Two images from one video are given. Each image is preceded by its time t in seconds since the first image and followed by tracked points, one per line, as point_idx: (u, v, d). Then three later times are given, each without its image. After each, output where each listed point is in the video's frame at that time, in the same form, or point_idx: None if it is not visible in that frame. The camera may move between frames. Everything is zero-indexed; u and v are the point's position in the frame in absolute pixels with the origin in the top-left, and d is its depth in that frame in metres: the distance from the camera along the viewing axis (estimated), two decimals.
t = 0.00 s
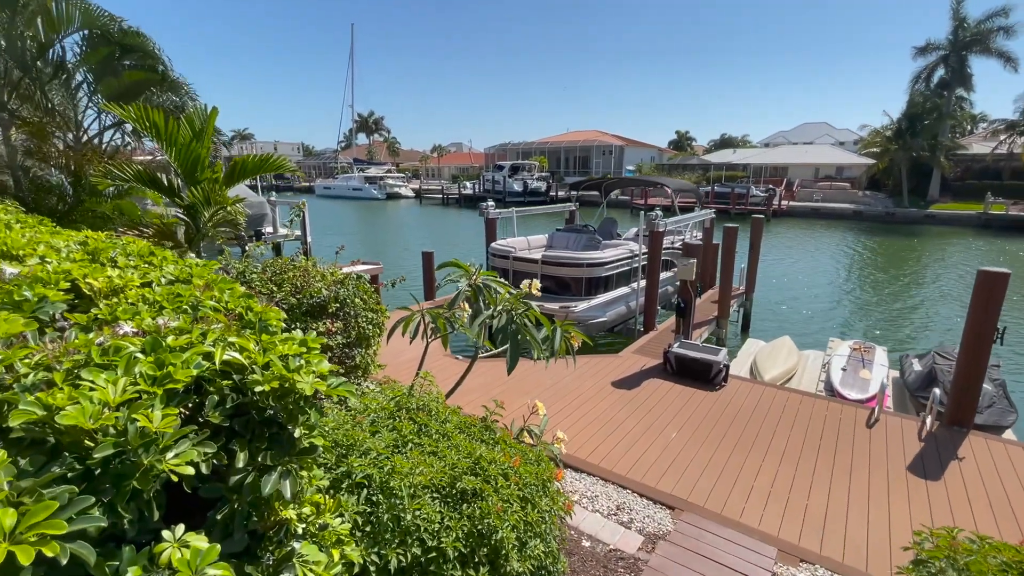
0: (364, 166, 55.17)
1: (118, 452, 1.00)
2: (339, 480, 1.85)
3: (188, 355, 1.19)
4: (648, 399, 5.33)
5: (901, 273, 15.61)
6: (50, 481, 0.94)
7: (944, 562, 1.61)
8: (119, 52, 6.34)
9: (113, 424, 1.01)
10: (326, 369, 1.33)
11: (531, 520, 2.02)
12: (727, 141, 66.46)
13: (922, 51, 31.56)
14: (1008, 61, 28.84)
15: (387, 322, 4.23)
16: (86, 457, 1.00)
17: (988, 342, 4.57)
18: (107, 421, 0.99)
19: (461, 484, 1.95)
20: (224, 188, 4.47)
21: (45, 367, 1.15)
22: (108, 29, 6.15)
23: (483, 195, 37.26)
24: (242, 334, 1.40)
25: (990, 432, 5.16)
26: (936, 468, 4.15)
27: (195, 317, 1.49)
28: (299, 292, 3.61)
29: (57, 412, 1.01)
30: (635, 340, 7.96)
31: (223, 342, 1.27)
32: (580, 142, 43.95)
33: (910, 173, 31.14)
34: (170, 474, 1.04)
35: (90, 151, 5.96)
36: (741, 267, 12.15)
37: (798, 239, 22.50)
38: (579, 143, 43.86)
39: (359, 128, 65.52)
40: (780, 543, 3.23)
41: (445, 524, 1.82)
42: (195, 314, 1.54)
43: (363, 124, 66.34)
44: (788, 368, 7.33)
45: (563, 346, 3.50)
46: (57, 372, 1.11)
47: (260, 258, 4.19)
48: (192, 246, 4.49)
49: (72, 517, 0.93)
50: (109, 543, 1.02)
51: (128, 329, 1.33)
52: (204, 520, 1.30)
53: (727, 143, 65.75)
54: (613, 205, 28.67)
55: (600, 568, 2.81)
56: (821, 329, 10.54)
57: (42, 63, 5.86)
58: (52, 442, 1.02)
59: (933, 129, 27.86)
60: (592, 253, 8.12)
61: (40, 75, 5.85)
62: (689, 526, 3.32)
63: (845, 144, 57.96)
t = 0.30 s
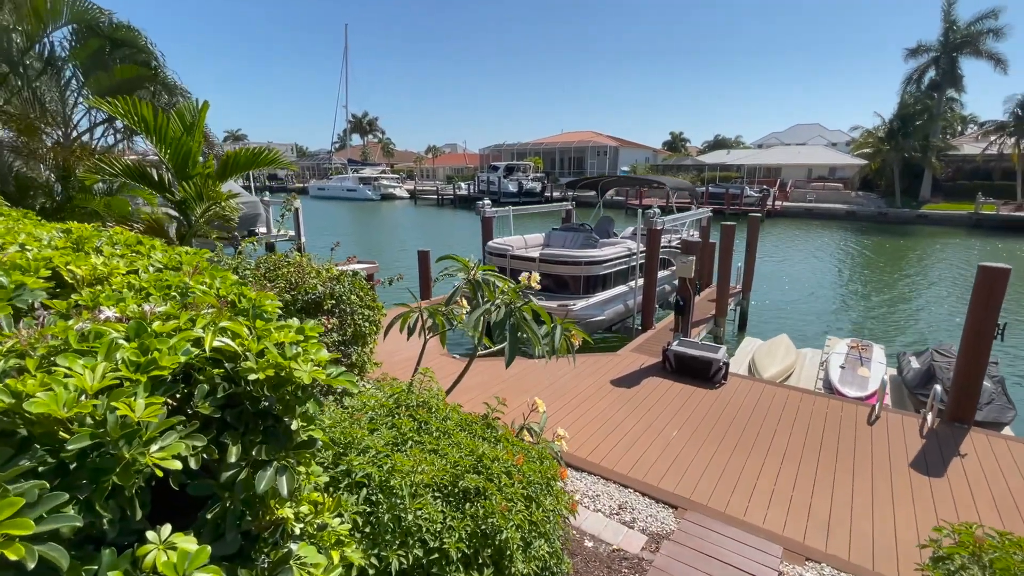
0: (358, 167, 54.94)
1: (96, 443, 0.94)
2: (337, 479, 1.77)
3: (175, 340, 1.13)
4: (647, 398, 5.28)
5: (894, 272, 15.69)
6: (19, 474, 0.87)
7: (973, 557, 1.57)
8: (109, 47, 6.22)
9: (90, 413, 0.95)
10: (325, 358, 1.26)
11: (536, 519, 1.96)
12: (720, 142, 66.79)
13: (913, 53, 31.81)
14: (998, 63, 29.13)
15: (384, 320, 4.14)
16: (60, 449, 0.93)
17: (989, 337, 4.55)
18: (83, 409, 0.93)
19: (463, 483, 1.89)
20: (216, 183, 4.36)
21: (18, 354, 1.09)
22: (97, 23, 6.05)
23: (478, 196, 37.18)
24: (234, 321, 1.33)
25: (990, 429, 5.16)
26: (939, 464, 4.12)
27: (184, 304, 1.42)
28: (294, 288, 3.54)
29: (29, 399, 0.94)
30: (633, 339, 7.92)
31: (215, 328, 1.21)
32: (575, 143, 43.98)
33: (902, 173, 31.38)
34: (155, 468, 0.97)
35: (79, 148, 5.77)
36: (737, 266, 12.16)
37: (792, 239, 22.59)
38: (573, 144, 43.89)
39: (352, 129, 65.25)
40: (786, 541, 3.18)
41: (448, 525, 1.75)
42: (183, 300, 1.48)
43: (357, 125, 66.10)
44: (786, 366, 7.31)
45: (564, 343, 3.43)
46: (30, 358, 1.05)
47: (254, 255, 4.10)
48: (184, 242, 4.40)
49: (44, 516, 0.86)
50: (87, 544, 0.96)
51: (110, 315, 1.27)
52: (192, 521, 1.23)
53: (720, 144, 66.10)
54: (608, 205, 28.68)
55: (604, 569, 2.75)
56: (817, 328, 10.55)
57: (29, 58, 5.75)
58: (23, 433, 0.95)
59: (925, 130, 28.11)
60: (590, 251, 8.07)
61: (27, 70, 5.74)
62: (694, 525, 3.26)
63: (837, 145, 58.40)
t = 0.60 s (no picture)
0: (350, 168, 54.53)
1: (67, 446, 0.88)
2: (333, 482, 1.70)
3: (158, 332, 1.07)
4: (645, 397, 5.23)
5: (885, 271, 15.81)
6: None
7: (993, 555, 1.53)
8: (94, 43, 6.10)
9: (61, 412, 0.89)
10: (322, 353, 1.19)
11: (539, 522, 1.89)
12: (711, 143, 67.26)
13: (901, 55, 32.15)
14: (984, 65, 29.51)
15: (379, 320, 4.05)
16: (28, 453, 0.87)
17: (986, 334, 4.55)
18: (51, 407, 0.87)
19: (465, 486, 1.82)
20: (206, 181, 4.27)
21: None
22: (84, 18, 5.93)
23: (471, 197, 37.06)
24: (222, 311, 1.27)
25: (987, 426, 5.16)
26: (939, 462, 4.10)
27: (169, 295, 1.37)
28: (287, 287, 3.45)
29: None
30: (629, 338, 7.90)
31: (203, 320, 1.15)
32: (568, 144, 44.02)
33: (891, 174, 31.68)
34: (131, 473, 0.91)
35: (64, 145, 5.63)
36: (731, 266, 12.17)
37: (784, 239, 22.72)
38: (566, 145, 43.93)
39: (345, 129, 64.88)
40: (789, 542, 3.14)
41: (449, 529, 1.69)
42: (168, 290, 1.42)
43: (349, 126, 65.72)
44: (783, 365, 7.30)
45: (562, 341, 3.37)
46: None
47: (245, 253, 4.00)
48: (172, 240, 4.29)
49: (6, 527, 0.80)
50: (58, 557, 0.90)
51: (88, 307, 1.22)
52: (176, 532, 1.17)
53: (711, 145, 66.63)
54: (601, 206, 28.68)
55: (606, 572, 2.69)
56: (811, 328, 10.57)
57: (13, 52, 5.62)
58: None
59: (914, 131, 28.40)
60: (586, 250, 8.03)
61: (11, 65, 5.61)
62: (696, 526, 3.21)
63: (827, 146, 59.01)
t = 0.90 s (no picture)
0: (339, 168, 54.06)
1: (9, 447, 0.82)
2: (321, 486, 1.61)
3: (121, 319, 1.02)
4: (639, 396, 5.18)
5: (873, 270, 15.94)
6: None
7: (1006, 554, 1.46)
8: (76, 36, 6.09)
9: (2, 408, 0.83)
10: (307, 345, 1.13)
11: (537, 525, 1.82)
12: (701, 144, 67.71)
13: (886, 56, 32.57)
14: (967, 66, 29.98)
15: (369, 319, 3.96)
16: None
17: (979, 330, 4.55)
18: None
19: (460, 487, 1.74)
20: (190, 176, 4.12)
21: None
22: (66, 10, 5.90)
23: (462, 197, 36.92)
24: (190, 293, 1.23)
25: (980, 421, 5.17)
26: (934, 457, 4.10)
27: (136, 284, 1.32)
28: (274, 285, 3.34)
29: None
30: (622, 337, 7.87)
31: (173, 309, 1.08)
32: (558, 144, 44.04)
33: (877, 174, 32.08)
34: (79, 478, 0.86)
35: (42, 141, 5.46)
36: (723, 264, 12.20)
37: (773, 238, 22.90)
38: (557, 146, 43.96)
39: (334, 129, 64.38)
40: (789, 540, 3.09)
41: (444, 534, 1.61)
42: (136, 280, 1.37)
43: (338, 126, 65.22)
44: (776, 363, 7.30)
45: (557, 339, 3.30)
46: None
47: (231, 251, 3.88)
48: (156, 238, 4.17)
49: None
50: None
51: (43, 294, 1.16)
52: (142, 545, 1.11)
53: (699, 146, 67.15)
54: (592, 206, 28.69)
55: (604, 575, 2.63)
56: (802, 325, 10.61)
57: None
58: None
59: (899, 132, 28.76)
60: (578, 249, 7.99)
61: None
62: (694, 526, 3.16)
63: (815, 146, 59.59)
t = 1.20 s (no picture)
0: (326, 168, 53.47)
1: None
2: (302, 493, 1.51)
3: (97, 318, 1.05)
4: (631, 394, 5.12)
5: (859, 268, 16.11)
6: None
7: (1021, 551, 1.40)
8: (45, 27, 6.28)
9: None
10: (274, 335, 1.16)
11: (534, 531, 1.71)
12: (687, 145, 68.27)
13: (868, 58, 33.07)
14: (946, 68, 30.53)
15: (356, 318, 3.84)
16: None
17: (970, 324, 4.55)
18: None
19: (452, 492, 1.63)
20: (167, 171, 3.95)
21: None
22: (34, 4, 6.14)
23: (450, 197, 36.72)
24: (162, 289, 1.27)
25: (970, 416, 5.18)
26: (927, 452, 4.08)
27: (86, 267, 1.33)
28: (255, 282, 3.20)
29: None
30: (613, 335, 7.83)
31: (118, 291, 1.10)
32: (546, 145, 44.04)
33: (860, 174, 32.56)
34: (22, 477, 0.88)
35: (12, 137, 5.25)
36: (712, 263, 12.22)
37: (759, 238, 23.09)
38: (545, 146, 43.96)
39: (320, 130, 63.71)
40: (789, 540, 3.03)
41: (436, 542, 1.51)
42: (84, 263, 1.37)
43: (324, 126, 64.56)
44: (766, 360, 7.29)
45: (550, 337, 3.21)
46: None
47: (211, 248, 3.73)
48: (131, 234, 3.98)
49: None
50: None
51: None
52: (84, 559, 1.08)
53: (686, 147, 67.62)
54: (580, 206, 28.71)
55: None
56: (791, 323, 10.64)
57: None
58: None
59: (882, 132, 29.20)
60: (569, 246, 7.94)
61: None
62: (691, 526, 3.09)
63: (798, 147, 60.36)
